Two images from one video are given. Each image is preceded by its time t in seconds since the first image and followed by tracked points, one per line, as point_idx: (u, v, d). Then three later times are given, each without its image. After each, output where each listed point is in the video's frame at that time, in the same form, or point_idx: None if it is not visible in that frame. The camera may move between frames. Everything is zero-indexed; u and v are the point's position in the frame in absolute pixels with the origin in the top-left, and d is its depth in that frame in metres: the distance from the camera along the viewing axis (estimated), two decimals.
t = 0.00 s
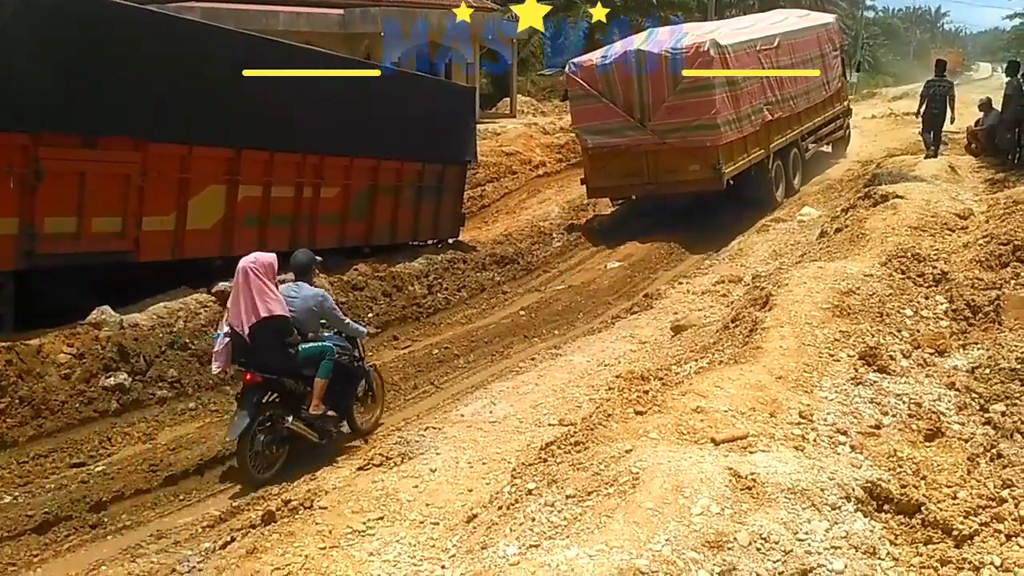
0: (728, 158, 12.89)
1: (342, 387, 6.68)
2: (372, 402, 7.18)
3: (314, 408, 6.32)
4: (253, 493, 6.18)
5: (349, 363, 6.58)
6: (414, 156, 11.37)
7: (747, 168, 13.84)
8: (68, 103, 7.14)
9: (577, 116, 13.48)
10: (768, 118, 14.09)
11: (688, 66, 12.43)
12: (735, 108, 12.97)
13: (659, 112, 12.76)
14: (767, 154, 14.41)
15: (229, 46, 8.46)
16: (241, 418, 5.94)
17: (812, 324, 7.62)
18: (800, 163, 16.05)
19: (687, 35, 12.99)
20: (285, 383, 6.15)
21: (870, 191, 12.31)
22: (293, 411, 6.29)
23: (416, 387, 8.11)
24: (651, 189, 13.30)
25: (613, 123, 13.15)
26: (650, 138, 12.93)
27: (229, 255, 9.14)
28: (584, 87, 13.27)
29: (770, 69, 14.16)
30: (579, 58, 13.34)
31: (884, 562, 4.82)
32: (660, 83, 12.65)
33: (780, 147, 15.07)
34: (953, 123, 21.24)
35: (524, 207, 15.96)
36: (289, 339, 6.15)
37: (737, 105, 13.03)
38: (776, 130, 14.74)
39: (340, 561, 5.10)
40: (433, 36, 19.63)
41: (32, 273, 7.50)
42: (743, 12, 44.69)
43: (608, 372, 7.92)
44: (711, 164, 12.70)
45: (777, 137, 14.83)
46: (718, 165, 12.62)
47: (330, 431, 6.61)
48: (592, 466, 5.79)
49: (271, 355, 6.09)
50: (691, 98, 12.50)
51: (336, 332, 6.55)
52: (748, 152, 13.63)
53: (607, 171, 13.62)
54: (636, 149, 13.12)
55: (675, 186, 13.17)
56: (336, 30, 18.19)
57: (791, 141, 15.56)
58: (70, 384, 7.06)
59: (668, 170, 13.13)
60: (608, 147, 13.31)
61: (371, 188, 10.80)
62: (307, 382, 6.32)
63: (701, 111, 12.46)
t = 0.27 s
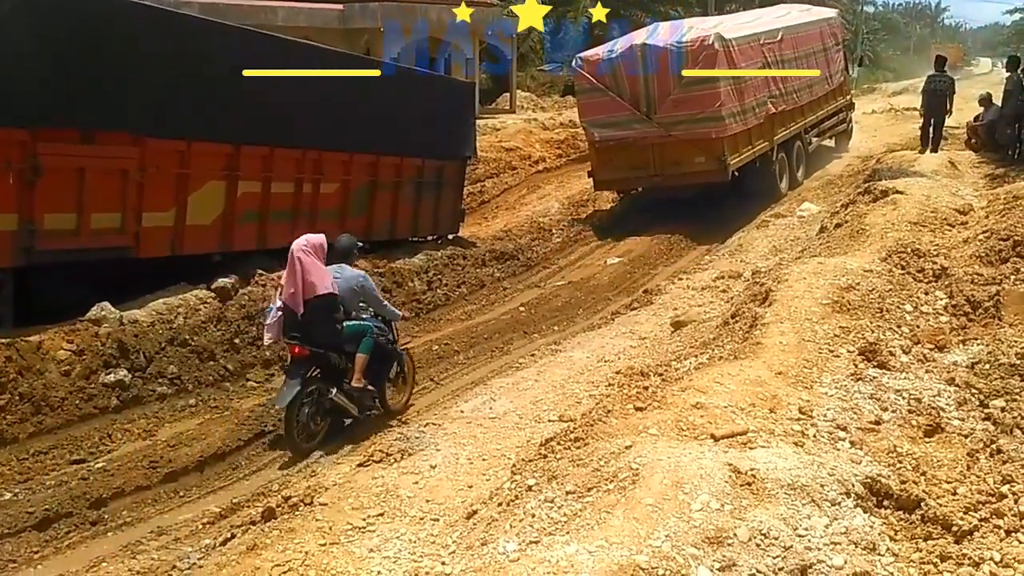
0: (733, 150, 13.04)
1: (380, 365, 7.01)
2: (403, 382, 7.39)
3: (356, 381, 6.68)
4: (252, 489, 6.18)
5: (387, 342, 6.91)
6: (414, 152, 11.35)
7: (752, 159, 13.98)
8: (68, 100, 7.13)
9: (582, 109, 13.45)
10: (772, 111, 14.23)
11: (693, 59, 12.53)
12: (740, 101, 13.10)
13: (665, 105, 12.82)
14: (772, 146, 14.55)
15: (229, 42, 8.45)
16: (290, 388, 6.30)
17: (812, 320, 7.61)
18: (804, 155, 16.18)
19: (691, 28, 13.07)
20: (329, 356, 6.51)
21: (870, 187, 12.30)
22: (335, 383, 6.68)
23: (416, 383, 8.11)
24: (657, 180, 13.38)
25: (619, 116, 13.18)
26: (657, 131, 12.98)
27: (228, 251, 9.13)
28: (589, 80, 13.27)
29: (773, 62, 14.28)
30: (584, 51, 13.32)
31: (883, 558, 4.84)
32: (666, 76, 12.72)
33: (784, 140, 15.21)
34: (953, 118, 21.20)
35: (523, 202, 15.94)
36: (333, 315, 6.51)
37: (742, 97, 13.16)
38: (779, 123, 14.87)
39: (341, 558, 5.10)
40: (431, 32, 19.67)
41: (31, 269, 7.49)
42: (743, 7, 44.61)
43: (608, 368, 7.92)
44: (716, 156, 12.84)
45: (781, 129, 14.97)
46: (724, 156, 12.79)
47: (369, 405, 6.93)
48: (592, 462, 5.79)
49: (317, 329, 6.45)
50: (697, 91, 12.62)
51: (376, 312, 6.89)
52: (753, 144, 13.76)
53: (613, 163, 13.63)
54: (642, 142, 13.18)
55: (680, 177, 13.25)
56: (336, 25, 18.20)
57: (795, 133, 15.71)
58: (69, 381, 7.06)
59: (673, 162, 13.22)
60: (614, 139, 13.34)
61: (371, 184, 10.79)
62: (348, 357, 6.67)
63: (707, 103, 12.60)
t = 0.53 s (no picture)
0: (739, 141, 13.16)
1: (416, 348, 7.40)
2: (435, 362, 7.78)
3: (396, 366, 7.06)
4: (255, 485, 6.19)
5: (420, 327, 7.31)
6: (413, 148, 11.33)
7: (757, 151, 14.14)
8: (68, 99, 7.14)
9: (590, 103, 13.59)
10: (776, 104, 14.38)
11: (699, 52, 12.68)
12: (745, 93, 13.25)
13: (672, 97, 12.98)
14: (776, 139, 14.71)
15: (228, 40, 8.46)
16: (335, 374, 6.78)
17: (813, 315, 7.62)
18: (808, 148, 16.30)
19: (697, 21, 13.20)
20: (372, 343, 6.91)
21: (871, 182, 12.30)
22: (376, 368, 7.05)
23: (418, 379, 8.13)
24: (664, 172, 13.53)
25: (626, 109, 13.33)
26: (664, 123, 13.11)
27: (229, 248, 9.13)
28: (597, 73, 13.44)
29: (777, 56, 14.41)
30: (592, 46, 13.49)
31: (886, 552, 4.86)
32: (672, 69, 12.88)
33: (788, 132, 15.35)
34: (955, 113, 21.15)
35: (524, 198, 15.94)
36: (375, 305, 6.88)
37: (747, 90, 13.31)
38: (783, 116, 15.01)
39: (344, 553, 5.11)
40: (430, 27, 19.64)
41: (33, 266, 7.50)
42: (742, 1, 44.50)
43: (609, 364, 7.93)
44: (723, 147, 12.95)
45: (784, 122, 15.11)
46: (730, 148, 12.89)
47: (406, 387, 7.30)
48: (594, 457, 5.80)
49: (360, 318, 6.84)
50: (702, 84, 12.75)
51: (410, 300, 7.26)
52: (758, 136, 13.91)
53: (621, 156, 13.77)
54: (650, 134, 13.33)
55: (687, 169, 13.39)
56: (336, 21, 18.17)
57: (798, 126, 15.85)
58: (72, 378, 7.07)
59: (680, 153, 13.35)
60: (621, 132, 13.49)
61: (372, 180, 10.78)
62: (388, 343, 7.06)
63: (712, 96, 12.73)
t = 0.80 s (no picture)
0: (746, 135, 13.22)
1: (447, 335, 7.73)
2: (465, 348, 8.08)
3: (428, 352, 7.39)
4: (255, 483, 6.19)
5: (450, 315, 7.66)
6: (414, 146, 11.31)
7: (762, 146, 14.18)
8: (68, 98, 7.14)
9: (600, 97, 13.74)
10: (781, 100, 14.41)
11: (706, 48, 12.73)
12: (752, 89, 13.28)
13: (679, 91, 13.06)
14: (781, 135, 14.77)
15: (228, 40, 8.46)
16: (372, 359, 7.09)
17: (813, 313, 7.62)
18: (811, 145, 16.35)
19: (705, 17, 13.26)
20: (405, 331, 7.26)
21: (871, 180, 12.29)
22: (408, 353, 7.38)
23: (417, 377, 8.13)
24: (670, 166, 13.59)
25: (634, 103, 13.44)
26: (671, 116, 13.19)
27: (229, 245, 9.12)
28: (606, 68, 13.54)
29: (783, 52, 14.44)
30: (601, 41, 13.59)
31: (885, 551, 4.86)
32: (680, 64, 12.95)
33: (792, 129, 15.40)
34: (956, 112, 21.11)
35: (524, 196, 15.93)
36: (409, 294, 7.22)
37: (753, 86, 13.34)
38: (788, 112, 15.06)
39: (343, 552, 5.11)
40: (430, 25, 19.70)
41: (33, 264, 7.49)
42: None
43: (609, 363, 7.92)
44: (729, 141, 12.98)
45: (789, 118, 15.16)
46: (736, 142, 12.92)
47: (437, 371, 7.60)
48: (594, 456, 5.79)
49: (396, 307, 7.17)
50: (710, 79, 12.80)
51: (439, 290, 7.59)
52: (764, 131, 13.96)
53: (629, 150, 13.87)
54: (657, 128, 13.42)
55: (693, 163, 13.44)
56: (336, 19, 18.15)
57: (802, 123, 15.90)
58: (71, 376, 7.07)
59: (687, 147, 13.42)
60: (629, 126, 13.59)
61: (373, 178, 10.77)
62: (420, 330, 7.40)
63: (719, 91, 12.79)
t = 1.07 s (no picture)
0: (754, 131, 13.24)
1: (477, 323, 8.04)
2: (494, 334, 8.38)
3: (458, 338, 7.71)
4: (254, 481, 6.19)
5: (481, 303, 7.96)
6: (414, 144, 11.29)
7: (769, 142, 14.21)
8: (69, 97, 7.15)
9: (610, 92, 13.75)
10: (787, 98, 14.43)
11: (717, 43, 12.75)
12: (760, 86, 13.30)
13: (689, 87, 13.07)
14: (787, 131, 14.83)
15: (227, 39, 8.47)
16: (404, 344, 7.44)
17: (813, 312, 7.62)
18: (815, 143, 16.40)
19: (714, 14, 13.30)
20: (437, 317, 7.59)
21: (872, 180, 12.28)
22: (439, 338, 7.72)
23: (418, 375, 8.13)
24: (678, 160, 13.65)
25: (644, 98, 13.44)
26: (679, 111, 13.20)
27: (229, 243, 9.12)
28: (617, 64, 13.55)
29: (789, 49, 14.45)
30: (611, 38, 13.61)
31: (884, 550, 4.86)
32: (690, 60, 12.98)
33: (797, 126, 15.45)
34: (957, 112, 21.10)
35: (524, 195, 15.94)
36: (441, 283, 7.55)
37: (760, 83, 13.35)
38: (793, 109, 15.10)
39: (343, 549, 5.11)
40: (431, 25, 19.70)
41: (33, 261, 7.50)
42: None
43: (609, 361, 7.93)
44: (738, 137, 13.01)
45: (794, 116, 15.21)
46: (745, 138, 12.95)
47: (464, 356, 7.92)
48: (593, 454, 5.80)
49: (427, 296, 7.49)
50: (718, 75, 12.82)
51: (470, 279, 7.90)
52: (770, 127, 13.99)
53: (637, 144, 13.89)
54: (666, 123, 13.43)
55: (701, 158, 13.49)
56: (337, 17, 18.16)
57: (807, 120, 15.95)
58: (71, 373, 7.08)
59: (695, 143, 13.44)
60: (638, 121, 13.60)
61: (373, 176, 10.77)
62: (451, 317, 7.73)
63: (728, 86, 12.79)
